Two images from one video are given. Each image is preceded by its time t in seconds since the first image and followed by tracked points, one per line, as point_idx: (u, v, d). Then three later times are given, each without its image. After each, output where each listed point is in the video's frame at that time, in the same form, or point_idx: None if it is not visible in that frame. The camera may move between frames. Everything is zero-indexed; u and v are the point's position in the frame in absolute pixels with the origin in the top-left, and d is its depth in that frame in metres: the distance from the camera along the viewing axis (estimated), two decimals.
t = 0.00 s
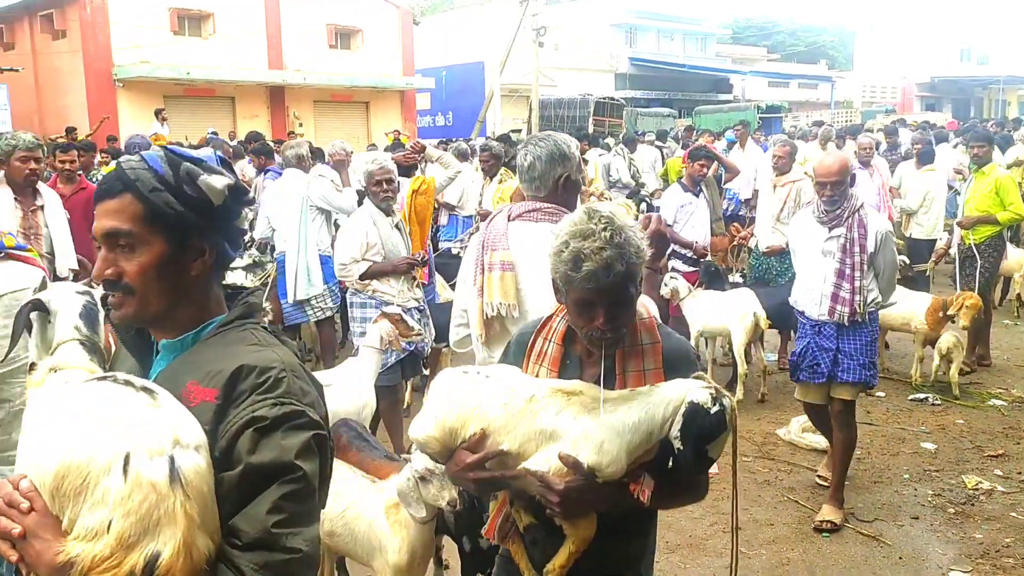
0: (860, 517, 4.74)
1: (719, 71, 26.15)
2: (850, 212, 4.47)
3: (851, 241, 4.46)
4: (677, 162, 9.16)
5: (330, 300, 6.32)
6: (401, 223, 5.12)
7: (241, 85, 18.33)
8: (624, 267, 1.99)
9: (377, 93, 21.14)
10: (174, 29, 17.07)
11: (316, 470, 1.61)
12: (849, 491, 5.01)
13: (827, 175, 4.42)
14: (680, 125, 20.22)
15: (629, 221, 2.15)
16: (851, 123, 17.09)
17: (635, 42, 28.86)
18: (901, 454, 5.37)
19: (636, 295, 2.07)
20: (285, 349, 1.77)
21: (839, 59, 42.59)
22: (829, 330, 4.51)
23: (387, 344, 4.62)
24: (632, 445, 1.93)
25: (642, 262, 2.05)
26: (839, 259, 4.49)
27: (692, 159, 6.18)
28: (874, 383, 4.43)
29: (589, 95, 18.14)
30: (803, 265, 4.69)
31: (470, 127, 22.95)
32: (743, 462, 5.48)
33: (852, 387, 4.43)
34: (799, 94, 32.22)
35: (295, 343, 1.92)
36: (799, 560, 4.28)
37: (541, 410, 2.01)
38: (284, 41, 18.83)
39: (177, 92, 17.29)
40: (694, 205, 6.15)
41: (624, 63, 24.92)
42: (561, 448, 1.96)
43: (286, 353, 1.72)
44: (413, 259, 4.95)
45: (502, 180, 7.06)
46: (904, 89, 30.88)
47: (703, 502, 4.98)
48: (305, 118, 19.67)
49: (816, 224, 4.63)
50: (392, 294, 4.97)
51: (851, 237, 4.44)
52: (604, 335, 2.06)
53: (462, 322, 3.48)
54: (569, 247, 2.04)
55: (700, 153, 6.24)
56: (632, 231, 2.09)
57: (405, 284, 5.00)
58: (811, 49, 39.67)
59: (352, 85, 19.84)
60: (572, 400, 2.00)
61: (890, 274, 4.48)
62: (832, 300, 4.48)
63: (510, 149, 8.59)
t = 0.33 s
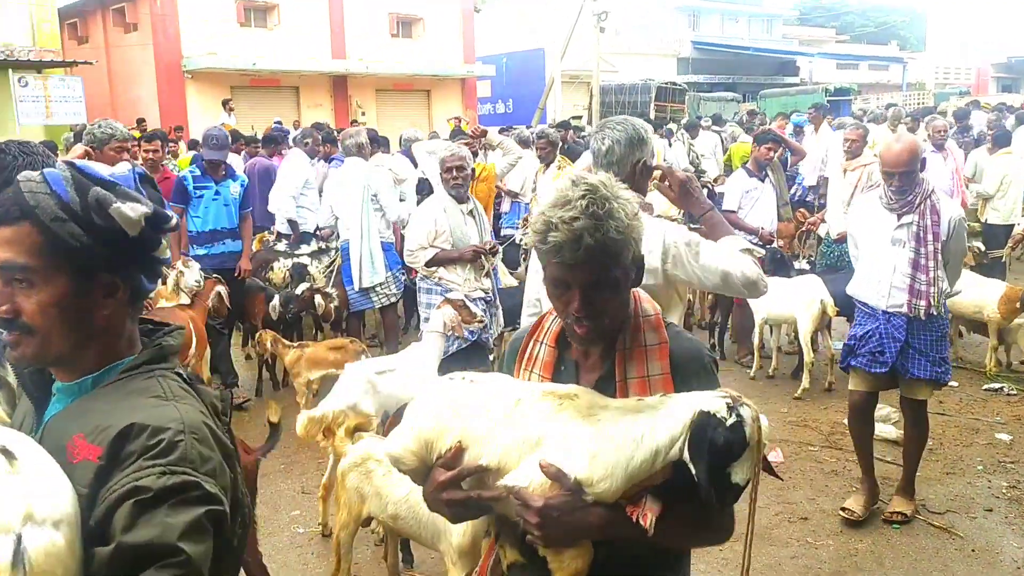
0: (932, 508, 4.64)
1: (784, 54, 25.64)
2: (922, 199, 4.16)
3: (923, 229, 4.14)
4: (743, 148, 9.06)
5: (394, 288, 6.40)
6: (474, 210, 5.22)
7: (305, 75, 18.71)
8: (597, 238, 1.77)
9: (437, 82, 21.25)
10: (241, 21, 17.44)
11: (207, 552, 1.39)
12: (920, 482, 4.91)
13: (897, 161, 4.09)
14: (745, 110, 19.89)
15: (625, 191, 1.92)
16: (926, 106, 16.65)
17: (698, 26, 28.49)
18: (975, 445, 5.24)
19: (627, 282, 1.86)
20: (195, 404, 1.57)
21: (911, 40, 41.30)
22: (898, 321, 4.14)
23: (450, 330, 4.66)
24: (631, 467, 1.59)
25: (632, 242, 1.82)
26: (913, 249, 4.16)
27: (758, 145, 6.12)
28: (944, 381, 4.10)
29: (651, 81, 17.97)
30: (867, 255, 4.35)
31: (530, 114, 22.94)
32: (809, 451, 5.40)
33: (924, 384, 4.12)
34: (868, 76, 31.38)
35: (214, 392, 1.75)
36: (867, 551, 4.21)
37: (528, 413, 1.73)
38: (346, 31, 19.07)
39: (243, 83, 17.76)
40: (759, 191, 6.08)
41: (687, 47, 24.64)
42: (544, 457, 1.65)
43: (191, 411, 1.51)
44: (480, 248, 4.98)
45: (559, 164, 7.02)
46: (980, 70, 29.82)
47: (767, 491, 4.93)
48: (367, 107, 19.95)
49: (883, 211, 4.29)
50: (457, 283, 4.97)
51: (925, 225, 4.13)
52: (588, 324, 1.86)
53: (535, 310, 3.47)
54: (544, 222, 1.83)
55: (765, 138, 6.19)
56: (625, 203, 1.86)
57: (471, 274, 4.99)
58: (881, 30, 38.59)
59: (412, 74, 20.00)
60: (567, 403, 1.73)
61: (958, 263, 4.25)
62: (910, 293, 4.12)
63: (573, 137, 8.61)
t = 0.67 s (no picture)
0: (972, 500, 4.58)
1: (825, 38, 25.24)
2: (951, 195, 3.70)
3: (952, 229, 3.68)
4: (782, 134, 8.96)
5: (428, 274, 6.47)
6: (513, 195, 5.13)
7: (341, 62, 18.83)
8: (471, 257, 1.43)
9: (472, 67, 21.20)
10: (278, 8, 17.59)
11: (29, 575, 1.59)
12: (960, 473, 4.84)
13: (922, 158, 3.63)
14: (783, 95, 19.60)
15: (527, 204, 1.56)
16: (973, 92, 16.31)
17: (736, 10, 28.13)
18: (1018, 437, 5.16)
19: (523, 318, 1.51)
20: (21, 411, 1.70)
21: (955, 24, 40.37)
22: (928, 330, 3.65)
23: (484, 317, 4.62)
24: (540, 567, 1.16)
25: (522, 268, 1.47)
26: (945, 249, 3.67)
27: (797, 129, 6.06)
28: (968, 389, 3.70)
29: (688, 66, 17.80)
30: (886, 262, 3.83)
31: (565, 100, 22.82)
32: (847, 441, 5.36)
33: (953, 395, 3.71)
34: (910, 61, 30.76)
35: (62, 393, 1.85)
36: (906, 540, 4.17)
37: (404, 488, 1.24)
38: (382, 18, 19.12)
39: (280, 69, 17.94)
40: (798, 176, 6.00)
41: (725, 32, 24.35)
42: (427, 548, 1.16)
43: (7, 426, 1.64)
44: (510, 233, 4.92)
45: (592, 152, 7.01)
46: None
47: (804, 479, 4.90)
48: (403, 93, 19.98)
49: (905, 212, 3.80)
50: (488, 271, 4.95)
51: (955, 225, 3.67)
52: (468, 366, 1.50)
53: (585, 298, 3.05)
54: (416, 237, 1.48)
55: (805, 123, 6.12)
56: (522, 218, 1.50)
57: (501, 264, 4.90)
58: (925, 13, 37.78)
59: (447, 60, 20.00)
60: (458, 480, 1.26)
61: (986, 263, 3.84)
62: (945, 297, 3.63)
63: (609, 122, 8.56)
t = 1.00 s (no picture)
0: (992, 496, 4.54)
1: (847, 29, 24.99)
2: (947, 190, 3.49)
3: (946, 223, 3.46)
4: (801, 125, 8.91)
5: (444, 265, 6.46)
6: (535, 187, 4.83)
7: (360, 53, 18.87)
8: (253, 270, 1.25)
9: (491, 58, 21.16)
10: None
11: None
12: (981, 468, 4.80)
13: (913, 152, 3.42)
14: (803, 86, 19.45)
15: (344, 199, 1.38)
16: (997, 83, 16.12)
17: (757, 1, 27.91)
18: None
19: (329, 346, 1.34)
20: None
21: (979, 15, 39.84)
22: (916, 331, 3.46)
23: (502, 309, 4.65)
24: None
25: (324, 284, 1.28)
26: (935, 246, 3.48)
27: (817, 121, 6.03)
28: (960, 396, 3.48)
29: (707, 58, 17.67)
30: (876, 257, 3.65)
31: (583, 91, 22.70)
32: (865, 435, 5.32)
33: (940, 401, 3.49)
34: (934, 53, 30.40)
35: None
36: (924, 536, 4.15)
37: None
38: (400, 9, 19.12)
39: (299, 60, 18.04)
40: (817, 168, 5.96)
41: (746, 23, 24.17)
42: None
43: None
44: (521, 225, 4.74)
45: (608, 143, 6.98)
46: None
47: (821, 473, 4.88)
48: (421, 83, 19.97)
49: (898, 206, 3.60)
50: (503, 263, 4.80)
51: (950, 219, 3.44)
52: (257, 405, 1.32)
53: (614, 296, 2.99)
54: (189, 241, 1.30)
55: (824, 114, 6.07)
56: (331, 219, 1.31)
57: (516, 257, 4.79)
58: (949, 4, 37.41)
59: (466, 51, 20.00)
60: (279, 563, 0.85)
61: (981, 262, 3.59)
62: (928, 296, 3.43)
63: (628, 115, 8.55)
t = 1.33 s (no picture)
0: (999, 496, 4.51)
1: (856, 27, 24.89)
2: (951, 201, 3.34)
3: (948, 238, 3.33)
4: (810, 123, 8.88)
5: (457, 264, 6.38)
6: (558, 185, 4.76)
7: (368, 51, 18.91)
8: None
9: (499, 57, 21.16)
10: None
11: None
12: (987, 468, 4.78)
13: (915, 163, 3.26)
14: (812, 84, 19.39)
15: None
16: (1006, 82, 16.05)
17: None
18: None
19: None
20: None
21: (989, 14, 39.64)
22: (912, 349, 3.41)
23: (508, 308, 4.66)
24: None
25: None
26: (935, 261, 3.36)
27: (824, 120, 6.00)
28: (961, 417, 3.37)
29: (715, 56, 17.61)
30: (874, 267, 3.56)
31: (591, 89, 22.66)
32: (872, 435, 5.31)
33: (939, 422, 3.37)
34: (944, 51, 30.26)
35: None
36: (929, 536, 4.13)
37: None
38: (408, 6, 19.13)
39: (307, 58, 18.09)
40: (824, 167, 5.94)
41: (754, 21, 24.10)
42: None
43: None
44: (537, 223, 4.70)
45: (615, 143, 6.96)
46: None
47: (827, 473, 4.87)
48: (429, 82, 19.98)
49: (899, 214, 3.47)
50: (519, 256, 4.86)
51: (951, 234, 3.31)
52: None
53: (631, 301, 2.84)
54: None
55: (831, 113, 6.03)
56: None
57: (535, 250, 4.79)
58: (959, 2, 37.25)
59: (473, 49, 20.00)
60: None
61: (987, 276, 3.42)
62: (923, 315, 3.35)
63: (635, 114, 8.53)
